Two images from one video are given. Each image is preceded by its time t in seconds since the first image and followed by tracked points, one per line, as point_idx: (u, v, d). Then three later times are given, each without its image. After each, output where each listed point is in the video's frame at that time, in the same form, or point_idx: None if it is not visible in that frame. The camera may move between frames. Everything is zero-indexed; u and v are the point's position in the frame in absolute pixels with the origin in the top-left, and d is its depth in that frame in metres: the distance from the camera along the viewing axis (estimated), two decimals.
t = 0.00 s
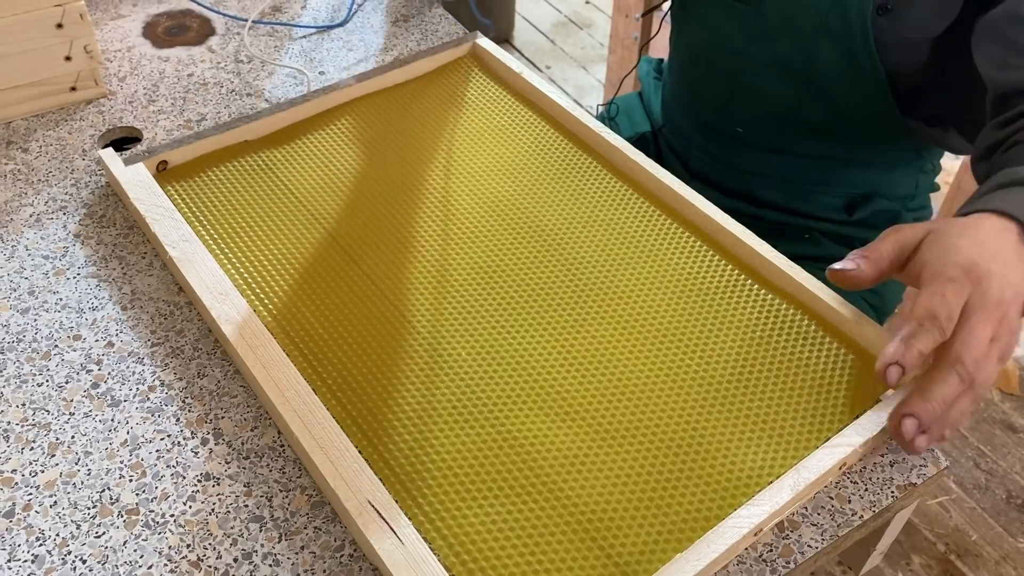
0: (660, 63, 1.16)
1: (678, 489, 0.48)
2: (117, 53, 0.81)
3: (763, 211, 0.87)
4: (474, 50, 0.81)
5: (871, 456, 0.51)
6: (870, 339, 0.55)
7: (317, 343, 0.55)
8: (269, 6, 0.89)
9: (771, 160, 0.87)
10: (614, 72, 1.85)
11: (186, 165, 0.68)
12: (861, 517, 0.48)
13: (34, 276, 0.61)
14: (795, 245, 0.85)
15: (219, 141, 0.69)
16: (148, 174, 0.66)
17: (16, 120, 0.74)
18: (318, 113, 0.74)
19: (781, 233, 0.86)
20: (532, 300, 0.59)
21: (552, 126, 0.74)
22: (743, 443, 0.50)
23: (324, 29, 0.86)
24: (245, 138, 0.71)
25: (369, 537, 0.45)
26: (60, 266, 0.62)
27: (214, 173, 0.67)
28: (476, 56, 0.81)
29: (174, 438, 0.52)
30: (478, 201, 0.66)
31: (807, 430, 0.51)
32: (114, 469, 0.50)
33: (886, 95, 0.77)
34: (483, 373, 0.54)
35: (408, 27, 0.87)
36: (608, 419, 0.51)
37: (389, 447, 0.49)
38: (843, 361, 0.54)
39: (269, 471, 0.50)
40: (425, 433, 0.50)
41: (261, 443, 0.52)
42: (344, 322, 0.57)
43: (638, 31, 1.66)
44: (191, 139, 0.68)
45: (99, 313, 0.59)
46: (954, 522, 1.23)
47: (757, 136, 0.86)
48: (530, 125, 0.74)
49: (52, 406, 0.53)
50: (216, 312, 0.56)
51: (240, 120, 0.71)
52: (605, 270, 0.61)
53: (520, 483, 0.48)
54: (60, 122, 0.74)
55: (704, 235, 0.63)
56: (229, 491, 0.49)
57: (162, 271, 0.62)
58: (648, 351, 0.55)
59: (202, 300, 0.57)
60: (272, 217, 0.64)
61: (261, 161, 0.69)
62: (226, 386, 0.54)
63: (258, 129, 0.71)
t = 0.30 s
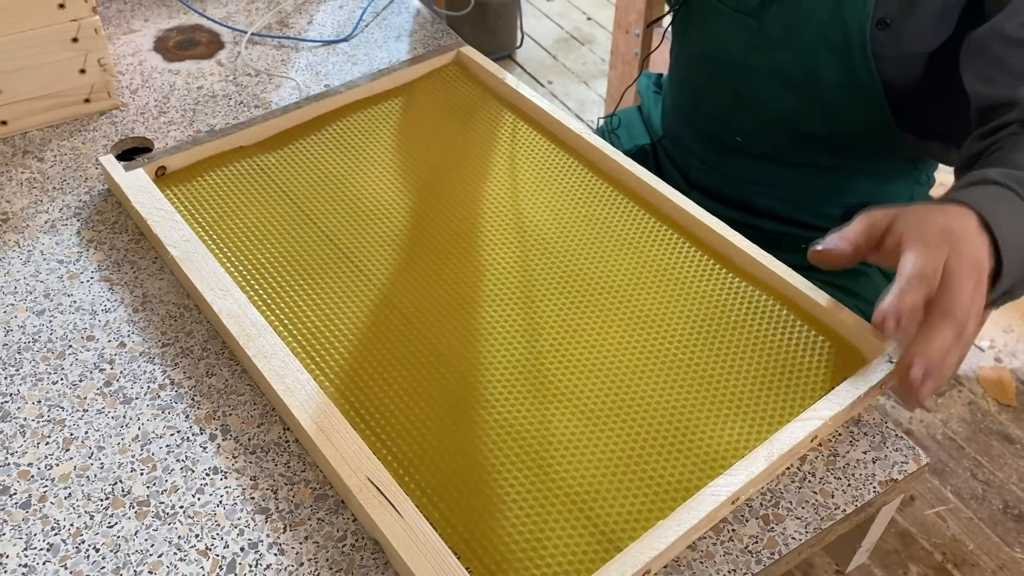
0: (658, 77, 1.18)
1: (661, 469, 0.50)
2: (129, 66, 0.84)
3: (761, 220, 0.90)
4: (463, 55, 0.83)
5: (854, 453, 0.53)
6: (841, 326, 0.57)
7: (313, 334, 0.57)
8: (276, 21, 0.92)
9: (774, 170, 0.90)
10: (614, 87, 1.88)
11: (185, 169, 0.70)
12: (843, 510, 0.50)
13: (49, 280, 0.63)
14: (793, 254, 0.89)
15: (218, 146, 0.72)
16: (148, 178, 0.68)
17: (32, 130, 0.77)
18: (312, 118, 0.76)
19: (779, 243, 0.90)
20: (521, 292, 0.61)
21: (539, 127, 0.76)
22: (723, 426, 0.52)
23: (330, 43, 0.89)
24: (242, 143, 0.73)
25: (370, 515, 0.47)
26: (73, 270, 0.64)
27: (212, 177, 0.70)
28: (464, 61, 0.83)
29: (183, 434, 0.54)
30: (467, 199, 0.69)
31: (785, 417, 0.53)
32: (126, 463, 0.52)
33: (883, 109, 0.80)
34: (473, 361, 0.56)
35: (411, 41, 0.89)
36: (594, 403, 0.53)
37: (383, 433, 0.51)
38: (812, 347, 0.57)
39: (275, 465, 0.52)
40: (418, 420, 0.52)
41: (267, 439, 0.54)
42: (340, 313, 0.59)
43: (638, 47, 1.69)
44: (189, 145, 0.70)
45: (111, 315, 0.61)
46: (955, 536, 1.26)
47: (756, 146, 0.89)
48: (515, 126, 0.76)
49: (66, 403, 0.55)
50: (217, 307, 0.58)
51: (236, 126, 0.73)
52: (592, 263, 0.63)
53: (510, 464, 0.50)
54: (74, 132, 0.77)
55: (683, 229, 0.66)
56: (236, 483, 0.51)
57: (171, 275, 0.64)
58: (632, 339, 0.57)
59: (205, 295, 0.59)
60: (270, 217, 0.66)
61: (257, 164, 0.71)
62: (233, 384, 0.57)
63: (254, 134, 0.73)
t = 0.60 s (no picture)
0: (659, 92, 1.21)
1: (652, 463, 0.52)
2: (143, 79, 0.87)
3: (757, 232, 0.97)
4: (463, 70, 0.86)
5: (840, 450, 0.55)
6: (826, 327, 0.59)
7: (318, 335, 0.59)
8: (285, 36, 0.95)
9: (763, 181, 0.96)
10: (616, 103, 1.92)
11: (196, 178, 0.73)
12: (828, 504, 0.52)
13: (66, 282, 0.66)
14: (789, 264, 0.96)
15: (228, 156, 0.74)
16: (160, 186, 0.70)
17: (49, 141, 0.79)
18: (318, 130, 0.79)
19: (774, 254, 0.97)
20: (519, 295, 0.63)
21: (537, 139, 0.78)
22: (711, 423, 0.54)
23: (338, 59, 0.91)
24: (250, 153, 0.75)
25: (372, 502, 0.49)
26: (89, 274, 0.67)
27: (222, 186, 0.72)
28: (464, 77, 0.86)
29: (195, 429, 0.56)
30: (467, 207, 0.71)
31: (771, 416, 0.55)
32: (140, 457, 0.54)
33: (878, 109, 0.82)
34: (473, 360, 0.58)
35: (415, 56, 0.92)
36: (589, 400, 0.56)
37: (386, 427, 0.53)
38: (797, 348, 0.59)
39: (283, 458, 0.54)
40: (419, 416, 0.54)
41: (275, 434, 0.56)
42: (343, 315, 0.61)
43: (639, 64, 1.72)
44: (200, 154, 0.73)
45: (126, 316, 0.63)
46: (949, 542, 1.49)
47: (755, 160, 0.95)
48: (513, 137, 0.78)
49: (83, 400, 0.57)
50: (227, 308, 0.60)
51: (245, 137, 0.76)
52: (587, 269, 0.65)
53: (507, 456, 0.52)
54: (89, 143, 0.80)
55: (674, 236, 0.68)
56: (246, 476, 0.53)
57: (183, 279, 0.67)
58: (626, 341, 0.60)
59: (215, 296, 0.61)
60: (276, 224, 0.68)
61: (265, 174, 0.74)
62: (242, 382, 0.59)
63: (262, 145, 0.75)
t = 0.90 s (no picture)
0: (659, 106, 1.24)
1: (646, 456, 0.54)
2: (157, 92, 0.90)
3: (756, 244, 1.01)
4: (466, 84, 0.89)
5: (827, 446, 0.57)
6: (813, 327, 0.62)
7: (326, 335, 0.62)
8: (295, 50, 0.98)
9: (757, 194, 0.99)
10: (618, 118, 1.95)
11: (209, 185, 0.76)
12: (814, 496, 0.54)
13: (84, 284, 0.69)
14: (784, 275, 0.99)
15: (240, 164, 0.77)
16: (175, 193, 0.73)
17: (68, 150, 0.82)
18: (327, 140, 0.82)
19: (771, 265, 1.01)
20: (520, 298, 0.66)
21: (537, 148, 0.81)
22: (704, 419, 0.57)
23: (346, 72, 0.95)
24: (261, 162, 0.78)
25: (377, 491, 0.51)
26: (106, 276, 0.69)
27: (235, 193, 0.75)
28: (467, 90, 0.89)
29: (208, 424, 0.58)
30: (470, 215, 0.74)
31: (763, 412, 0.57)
32: (155, 449, 0.57)
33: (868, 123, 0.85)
34: (477, 358, 0.61)
35: (421, 70, 0.95)
36: (587, 397, 0.58)
37: (392, 421, 0.56)
38: (786, 349, 0.62)
39: (292, 451, 0.57)
40: (424, 411, 0.57)
41: (285, 428, 0.58)
42: (351, 316, 0.63)
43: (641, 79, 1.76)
44: (213, 162, 0.76)
45: (142, 316, 0.66)
46: (947, 551, 1.51)
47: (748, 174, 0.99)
48: (515, 147, 0.81)
49: (101, 395, 0.60)
50: (240, 308, 0.63)
51: (256, 147, 0.79)
52: (585, 273, 0.68)
53: (508, 449, 0.54)
54: (106, 151, 0.83)
55: (670, 242, 0.71)
56: (257, 467, 0.56)
57: (196, 281, 0.69)
58: (624, 340, 0.62)
59: (228, 297, 0.63)
60: (287, 230, 0.71)
61: (277, 182, 0.77)
62: (253, 379, 0.61)
63: (273, 154, 0.78)
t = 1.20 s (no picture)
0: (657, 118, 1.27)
1: (639, 449, 0.56)
2: (169, 102, 0.93)
3: (751, 253, 1.04)
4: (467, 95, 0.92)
5: (814, 440, 0.59)
6: (801, 327, 0.64)
7: (331, 334, 0.64)
8: (302, 62, 1.01)
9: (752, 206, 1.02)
10: (619, 130, 1.98)
11: (218, 190, 0.78)
12: (801, 489, 0.56)
13: (98, 284, 0.71)
14: (777, 284, 1.02)
15: (249, 171, 0.80)
16: (186, 198, 0.76)
17: (82, 157, 0.85)
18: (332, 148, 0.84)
19: (765, 272, 1.03)
20: (519, 298, 0.68)
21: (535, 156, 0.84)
22: (695, 414, 0.59)
23: (352, 84, 0.98)
24: (269, 169, 0.80)
25: (379, 480, 0.53)
26: (119, 277, 0.72)
27: (243, 198, 0.77)
28: (468, 100, 0.91)
29: (217, 417, 0.61)
30: (470, 219, 0.76)
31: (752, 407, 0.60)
32: (167, 441, 0.59)
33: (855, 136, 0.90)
34: (477, 356, 0.63)
35: (424, 82, 0.98)
36: (583, 392, 0.60)
37: (394, 415, 0.58)
38: (773, 346, 0.64)
39: (298, 443, 0.59)
40: (425, 405, 0.59)
41: (291, 421, 0.60)
42: (354, 315, 0.66)
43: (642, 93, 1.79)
44: (224, 169, 0.78)
45: (154, 315, 0.69)
46: (945, 560, 1.52)
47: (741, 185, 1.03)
48: (513, 155, 0.84)
49: (114, 390, 0.62)
50: (249, 307, 0.65)
51: (264, 154, 0.81)
52: (580, 275, 0.70)
53: (506, 442, 0.57)
54: (119, 159, 0.85)
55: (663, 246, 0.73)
56: (264, 459, 0.58)
57: (207, 282, 0.72)
58: (618, 339, 0.64)
59: (237, 297, 0.66)
60: (293, 234, 0.73)
61: (283, 188, 0.79)
62: (262, 375, 0.64)
63: (280, 160, 0.81)
